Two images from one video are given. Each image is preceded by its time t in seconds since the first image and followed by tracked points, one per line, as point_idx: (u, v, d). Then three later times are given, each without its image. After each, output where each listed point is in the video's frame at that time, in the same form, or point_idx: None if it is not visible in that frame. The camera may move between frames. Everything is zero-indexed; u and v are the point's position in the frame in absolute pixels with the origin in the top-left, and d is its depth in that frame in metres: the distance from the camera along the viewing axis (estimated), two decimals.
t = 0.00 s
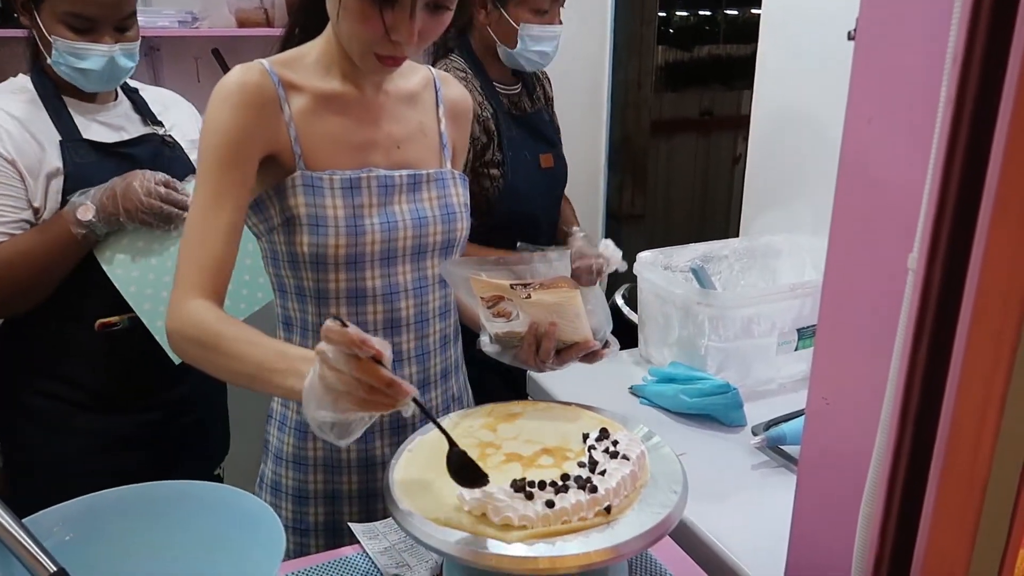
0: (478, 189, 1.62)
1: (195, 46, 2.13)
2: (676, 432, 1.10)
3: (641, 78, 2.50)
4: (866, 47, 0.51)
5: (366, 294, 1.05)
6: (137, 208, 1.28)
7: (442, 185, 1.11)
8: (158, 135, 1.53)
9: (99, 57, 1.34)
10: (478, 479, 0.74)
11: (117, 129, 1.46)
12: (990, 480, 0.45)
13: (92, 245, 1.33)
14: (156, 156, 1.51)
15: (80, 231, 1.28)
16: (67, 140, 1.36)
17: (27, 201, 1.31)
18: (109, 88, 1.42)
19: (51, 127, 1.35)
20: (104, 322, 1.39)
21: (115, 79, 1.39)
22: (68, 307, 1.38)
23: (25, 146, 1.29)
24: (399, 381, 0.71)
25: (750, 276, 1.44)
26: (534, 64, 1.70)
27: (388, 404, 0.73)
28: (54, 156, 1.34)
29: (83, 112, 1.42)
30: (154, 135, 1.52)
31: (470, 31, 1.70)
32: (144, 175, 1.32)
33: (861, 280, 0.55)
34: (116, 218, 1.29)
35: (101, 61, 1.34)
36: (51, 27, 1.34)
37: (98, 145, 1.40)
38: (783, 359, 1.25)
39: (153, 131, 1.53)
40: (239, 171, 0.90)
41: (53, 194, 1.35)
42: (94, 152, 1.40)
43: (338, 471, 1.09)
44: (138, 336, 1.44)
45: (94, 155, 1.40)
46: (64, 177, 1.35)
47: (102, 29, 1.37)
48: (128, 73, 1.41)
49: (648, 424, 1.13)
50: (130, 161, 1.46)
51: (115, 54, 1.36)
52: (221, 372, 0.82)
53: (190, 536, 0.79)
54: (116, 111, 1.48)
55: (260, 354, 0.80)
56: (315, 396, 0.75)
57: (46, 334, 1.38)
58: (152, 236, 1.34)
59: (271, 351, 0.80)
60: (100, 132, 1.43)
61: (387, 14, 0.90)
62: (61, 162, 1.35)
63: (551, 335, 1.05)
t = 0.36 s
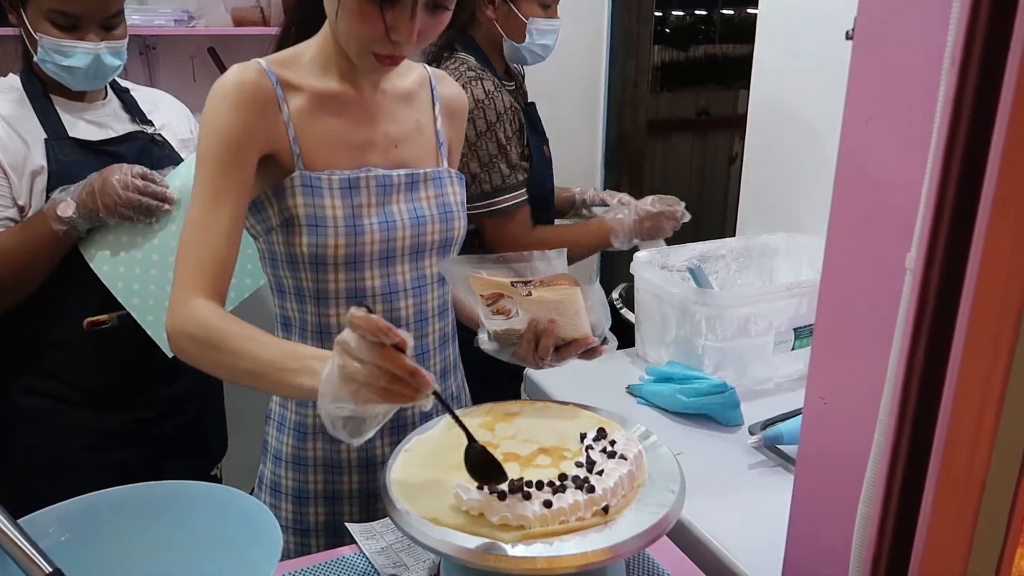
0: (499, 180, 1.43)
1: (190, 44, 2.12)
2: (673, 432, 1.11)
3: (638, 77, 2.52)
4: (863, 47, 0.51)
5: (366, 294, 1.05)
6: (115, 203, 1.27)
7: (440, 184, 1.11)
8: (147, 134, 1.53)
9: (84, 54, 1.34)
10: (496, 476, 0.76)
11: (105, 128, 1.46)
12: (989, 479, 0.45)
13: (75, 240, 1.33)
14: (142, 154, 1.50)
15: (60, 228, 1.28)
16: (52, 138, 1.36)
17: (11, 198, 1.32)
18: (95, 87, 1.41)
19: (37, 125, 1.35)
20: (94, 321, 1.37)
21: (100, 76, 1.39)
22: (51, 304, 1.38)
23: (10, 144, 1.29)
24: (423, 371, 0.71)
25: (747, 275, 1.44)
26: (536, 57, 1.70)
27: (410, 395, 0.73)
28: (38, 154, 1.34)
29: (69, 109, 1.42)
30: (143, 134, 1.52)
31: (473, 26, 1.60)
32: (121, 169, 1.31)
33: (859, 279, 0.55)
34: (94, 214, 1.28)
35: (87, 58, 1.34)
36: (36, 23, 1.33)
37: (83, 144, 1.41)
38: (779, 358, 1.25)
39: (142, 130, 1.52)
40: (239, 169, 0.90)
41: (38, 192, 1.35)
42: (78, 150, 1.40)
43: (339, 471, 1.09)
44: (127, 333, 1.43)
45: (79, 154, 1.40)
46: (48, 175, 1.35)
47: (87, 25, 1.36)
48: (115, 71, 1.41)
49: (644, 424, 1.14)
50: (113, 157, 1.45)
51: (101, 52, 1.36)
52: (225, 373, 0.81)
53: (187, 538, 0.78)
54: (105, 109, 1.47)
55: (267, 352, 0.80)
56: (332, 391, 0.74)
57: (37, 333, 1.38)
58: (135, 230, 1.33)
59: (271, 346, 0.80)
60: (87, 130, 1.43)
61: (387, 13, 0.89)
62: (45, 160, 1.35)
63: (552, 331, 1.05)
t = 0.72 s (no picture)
0: (572, 162, 1.46)
1: (187, 45, 2.12)
2: (671, 432, 1.11)
3: (635, 79, 2.57)
4: (858, 46, 0.51)
5: (369, 295, 1.05)
6: (112, 204, 1.27)
7: (439, 185, 1.11)
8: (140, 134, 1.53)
9: (78, 53, 1.34)
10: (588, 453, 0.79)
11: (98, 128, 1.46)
12: (987, 477, 0.45)
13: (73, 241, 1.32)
14: (136, 154, 1.50)
15: (58, 229, 1.28)
16: (46, 139, 1.35)
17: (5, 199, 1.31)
18: (88, 87, 1.41)
19: (30, 126, 1.34)
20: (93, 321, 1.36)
21: (94, 76, 1.39)
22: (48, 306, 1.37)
23: (2, 144, 1.29)
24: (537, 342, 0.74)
25: (744, 275, 1.45)
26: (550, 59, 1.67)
27: (515, 372, 0.73)
28: (33, 155, 1.34)
29: (62, 109, 1.42)
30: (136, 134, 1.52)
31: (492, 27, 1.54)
32: (118, 170, 1.31)
33: (857, 281, 0.55)
34: (92, 215, 1.28)
35: (81, 57, 1.34)
36: (30, 23, 1.33)
37: (76, 144, 1.40)
38: (776, 359, 1.25)
39: (135, 131, 1.52)
40: (256, 165, 0.89)
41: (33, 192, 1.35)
42: (73, 151, 1.40)
43: (341, 471, 1.09)
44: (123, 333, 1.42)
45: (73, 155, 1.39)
46: (42, 176, 1.35)
47: (82, 24, 1.36)
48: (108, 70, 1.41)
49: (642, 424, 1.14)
50: (106, 156, 1.45)
51: (95, 51, 1.36)
52: (294, 376, 0.81)
53: (189, 539, 0.78)
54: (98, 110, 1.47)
55: (345, 352, 0.81)
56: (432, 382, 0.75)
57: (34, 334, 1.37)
58: (133, 231, 1.33)
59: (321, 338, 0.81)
60: (80, 130, 1.43)
61: (398, 16, 0.89)
62: (40, 161, 1.35)
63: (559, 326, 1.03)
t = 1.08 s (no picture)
0: (554, 170, 1.45)
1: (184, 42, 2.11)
2: (670, 431, 1.10)
3: (632, 76, 2.54)
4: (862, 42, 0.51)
5: (369, 291, 1.04)
6: (105, 204, 1.26)
7: (438, 183, 1.11)
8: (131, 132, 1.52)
9: (68, 51, 1.33)
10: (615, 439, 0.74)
11: (90, 126, 1.45)
12: (990, 476, 0.45)
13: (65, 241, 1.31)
14: (128, 152, 1.49)
15: (49, 230, 1.27)
16: (36, 138, 1.34)
17: None
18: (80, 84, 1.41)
19: (21, 125, 1.33)
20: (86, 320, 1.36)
21: (85, 74, 1.38)
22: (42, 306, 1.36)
23: None
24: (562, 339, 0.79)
25: (743, 274, 1.44)
26: (543, 60, 1.68)
27: (542, 353, 0.77)
28: (24, 156, 1.33)
29: (51, 108, 1.41)
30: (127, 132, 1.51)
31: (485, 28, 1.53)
32: (109, 169, 1.30)
33: (858, 279, 0.54)
34: (85, 215, 1.27)
35: (71, 55, 1.33)
36: (20, 21, 1.32)
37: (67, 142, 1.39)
38: (775, 357, 1.25)
39: (126, 129, 1.51)
40: (259, 161, 0.88)
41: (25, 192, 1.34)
42: (65, 150, 1.39)
43: (339, 470, 1.09)
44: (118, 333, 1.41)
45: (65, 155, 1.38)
46: (33, 175, 1.34)
47: (71, 22, 1.36)
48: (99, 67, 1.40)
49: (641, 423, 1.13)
50: (100, 156, 1.44)
51: (85, 48, 1.35)
52: (285, 366, 0.80)
53: (185, 539, 0.78)
54: (88, 108, 1.46)
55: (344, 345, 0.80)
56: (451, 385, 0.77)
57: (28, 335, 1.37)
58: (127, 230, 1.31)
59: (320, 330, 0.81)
60: (71, 130, 1.42)
61: (408, 14, 0.89)
62: (30, 160, 1.34)
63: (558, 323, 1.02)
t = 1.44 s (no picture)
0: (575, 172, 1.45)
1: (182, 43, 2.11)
2: (669, 433, 1.10)
3: (631, 77, 2.51)
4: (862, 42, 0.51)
5: (368, 289, 1.04)
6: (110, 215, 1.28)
7: (439, 182, 1.11)
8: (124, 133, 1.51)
9: (61, 51, 1.32)
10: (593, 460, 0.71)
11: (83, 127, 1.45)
12: (990, 480, 0.45)
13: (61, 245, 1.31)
14: (122, 153, 1.49)
15: (48, 239, 1.26)
16: (30, 139, 1.34)
17: None
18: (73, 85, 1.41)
19: (15, 127, 1.33)
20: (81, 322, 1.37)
21: (79, 75, 1.38)
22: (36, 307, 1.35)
23: None
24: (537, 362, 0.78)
25: (742, 275, 1.44)
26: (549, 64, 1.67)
27: (518, 364, 0.76)
28: (17, 158, 1.32)
29: (44, 109, 1.41)
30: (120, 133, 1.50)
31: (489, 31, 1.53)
32: (107, 174, 1.29)
33: (859, 281, 0.54)
34: (86, 224, 1.29)
35: (65, 55, 1.33)
36: (13, 22, 1.32)
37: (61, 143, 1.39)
38: (775, 358, 1.25)
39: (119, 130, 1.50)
40: (252, 159, 0.88)
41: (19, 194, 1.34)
42: (59, 152, 1.38)
43: (337, 469, 1.09)
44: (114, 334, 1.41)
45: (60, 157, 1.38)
46: (27, 177, 1.33)
47: (64, 22, 1.36)
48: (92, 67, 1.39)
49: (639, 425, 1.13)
50: (95, 159, 1.44)
51: (78, 49, 1.35)
52: (256, 358, 0.80)
53: (183, 543, 0.78)
54: (81, 109, 1.46)
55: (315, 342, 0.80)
56: (424, 393, 0.76)
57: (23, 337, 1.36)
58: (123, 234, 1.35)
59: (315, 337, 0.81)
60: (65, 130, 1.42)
61: (404, 13, 0.88)
62: (24, 162, 1.33)
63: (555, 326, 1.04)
